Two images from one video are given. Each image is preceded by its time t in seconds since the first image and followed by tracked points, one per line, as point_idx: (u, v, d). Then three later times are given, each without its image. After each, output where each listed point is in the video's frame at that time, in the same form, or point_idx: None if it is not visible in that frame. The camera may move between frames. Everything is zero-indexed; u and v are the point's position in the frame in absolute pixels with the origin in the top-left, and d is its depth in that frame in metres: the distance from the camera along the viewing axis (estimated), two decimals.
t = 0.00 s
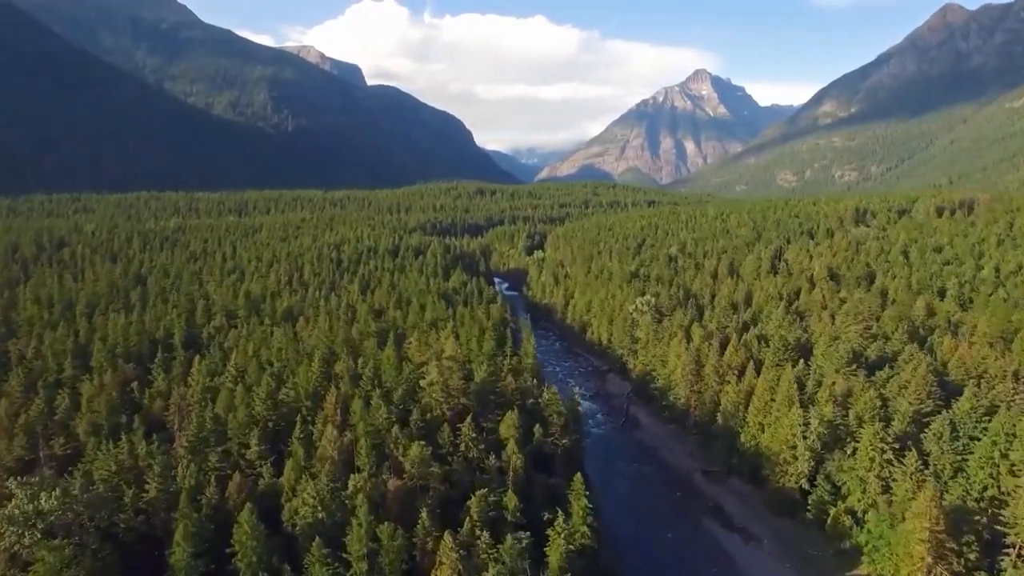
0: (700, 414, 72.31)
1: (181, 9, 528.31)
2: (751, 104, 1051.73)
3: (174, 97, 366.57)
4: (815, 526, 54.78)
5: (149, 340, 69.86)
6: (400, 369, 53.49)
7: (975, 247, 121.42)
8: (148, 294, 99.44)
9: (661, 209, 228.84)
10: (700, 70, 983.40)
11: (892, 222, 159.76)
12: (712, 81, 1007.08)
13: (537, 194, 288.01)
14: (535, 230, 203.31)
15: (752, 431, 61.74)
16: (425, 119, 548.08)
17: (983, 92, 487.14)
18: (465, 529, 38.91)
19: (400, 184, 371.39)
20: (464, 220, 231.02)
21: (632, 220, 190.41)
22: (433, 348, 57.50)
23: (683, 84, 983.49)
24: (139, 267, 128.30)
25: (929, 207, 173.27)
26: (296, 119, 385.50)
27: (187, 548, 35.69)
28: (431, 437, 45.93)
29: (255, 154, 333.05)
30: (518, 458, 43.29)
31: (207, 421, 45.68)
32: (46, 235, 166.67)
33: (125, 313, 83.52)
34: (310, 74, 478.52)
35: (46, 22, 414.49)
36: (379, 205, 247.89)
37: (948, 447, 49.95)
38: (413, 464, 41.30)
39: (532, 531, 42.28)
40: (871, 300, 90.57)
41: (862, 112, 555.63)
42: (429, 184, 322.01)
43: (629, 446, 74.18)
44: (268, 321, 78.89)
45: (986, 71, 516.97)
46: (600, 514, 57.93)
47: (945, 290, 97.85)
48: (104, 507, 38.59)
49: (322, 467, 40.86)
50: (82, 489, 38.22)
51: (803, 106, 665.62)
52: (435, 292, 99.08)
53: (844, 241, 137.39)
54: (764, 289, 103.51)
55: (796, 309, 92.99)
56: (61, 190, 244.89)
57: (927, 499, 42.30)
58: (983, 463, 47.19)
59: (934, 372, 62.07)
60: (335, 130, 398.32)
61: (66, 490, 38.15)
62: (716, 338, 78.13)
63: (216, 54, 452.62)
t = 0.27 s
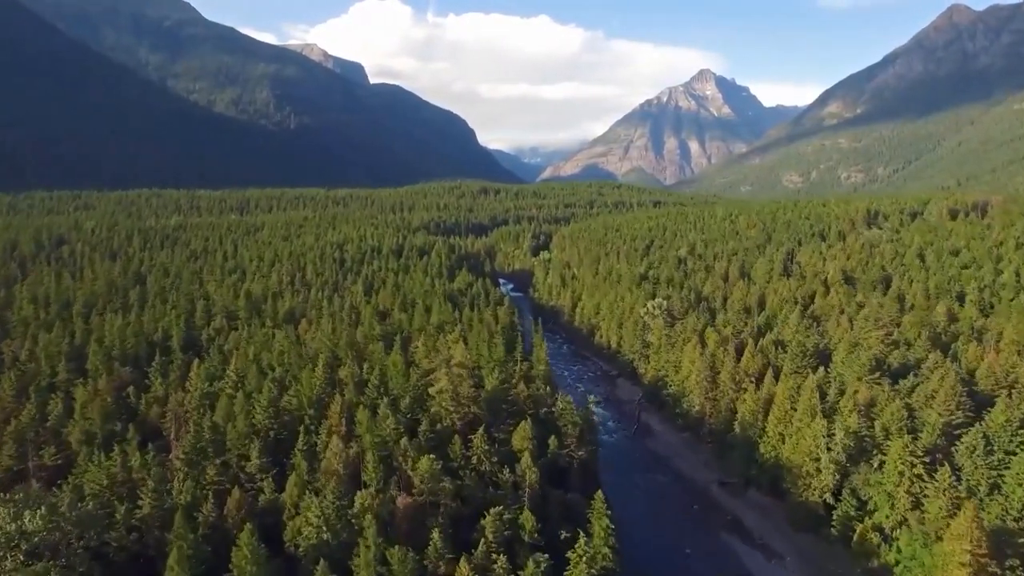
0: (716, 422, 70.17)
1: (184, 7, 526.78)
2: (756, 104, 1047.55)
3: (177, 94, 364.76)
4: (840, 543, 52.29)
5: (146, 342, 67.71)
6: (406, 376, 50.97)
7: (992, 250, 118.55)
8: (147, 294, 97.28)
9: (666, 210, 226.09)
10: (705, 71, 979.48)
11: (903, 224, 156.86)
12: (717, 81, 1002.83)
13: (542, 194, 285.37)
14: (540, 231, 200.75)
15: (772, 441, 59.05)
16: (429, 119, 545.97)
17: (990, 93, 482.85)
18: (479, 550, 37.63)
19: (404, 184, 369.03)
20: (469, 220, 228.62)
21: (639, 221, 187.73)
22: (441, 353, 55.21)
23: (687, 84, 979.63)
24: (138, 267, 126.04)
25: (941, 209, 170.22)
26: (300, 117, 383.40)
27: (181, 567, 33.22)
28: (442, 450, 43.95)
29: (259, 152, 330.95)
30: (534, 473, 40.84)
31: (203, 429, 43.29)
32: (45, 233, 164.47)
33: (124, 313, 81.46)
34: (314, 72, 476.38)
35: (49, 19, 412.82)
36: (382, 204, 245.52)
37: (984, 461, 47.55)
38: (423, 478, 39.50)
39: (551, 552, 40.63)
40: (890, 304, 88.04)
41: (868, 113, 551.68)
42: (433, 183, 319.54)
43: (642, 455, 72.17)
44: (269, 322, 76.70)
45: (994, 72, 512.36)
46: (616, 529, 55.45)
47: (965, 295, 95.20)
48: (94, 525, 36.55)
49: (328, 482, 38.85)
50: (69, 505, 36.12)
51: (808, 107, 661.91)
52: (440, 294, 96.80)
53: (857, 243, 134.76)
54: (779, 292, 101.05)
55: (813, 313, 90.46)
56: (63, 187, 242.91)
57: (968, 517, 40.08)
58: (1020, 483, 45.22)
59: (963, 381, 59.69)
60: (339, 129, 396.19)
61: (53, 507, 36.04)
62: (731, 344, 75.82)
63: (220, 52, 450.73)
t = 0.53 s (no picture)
0: (737, 434, 67.53)
1: (190, 4, 525.03)
2: (763, 104, 1041.46)
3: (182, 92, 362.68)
4: (871, 567, 49.54)
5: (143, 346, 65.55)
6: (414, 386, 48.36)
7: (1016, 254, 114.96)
8: (148, 295, 95.14)
9: (676, 210, 222.64)
10: (711, 71, 973.36)
11: (920, 228, 152.98)
12: (724, 81, 996.95)
13: (548, 194, 282.17)
14: (548, 231, 197.86)
15: (799, 455, 56.03)
16: (435, 118, 543.39)
17: (1003, 93, 476.65)
18: None
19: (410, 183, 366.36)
20: (475, 220, 225.71)
21: (648, 223, 184.36)
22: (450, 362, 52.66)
23: (694, 84, 973.98)
24: (138, 266, 123.69)
25: (958, 211, 166.28)
26: (306, 115, 380.91)
27: None
28: (452, 468, 42.00)
29: (264, 151, 328.51)
30: (551, 493, 39.43)
31: (198, 443, 41.44)
32: (45, 231, 161.97)
33: (122, 315, 79.40)
34: (319, 70, 474.08)
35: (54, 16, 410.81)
36: (388, 203, 242.84)
37: None
38: (433, 503, 37.87)
39: None
40: (915, 310, 84.87)
41: (877, 113, 545.92)
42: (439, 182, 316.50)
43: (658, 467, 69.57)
44: (271, 327, 74.48)
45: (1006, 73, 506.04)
46: (637, 548, 52.60)
47: (993, 301, 91.81)
48: (73, 556, 35.30)
49: (332, 514, 37.02)
50: (47, 534, 34.71)
51: (816, 108, 656.97)
52: (448, 297, 94.14)
53: (874, 246, 131.47)
54: (799, 297, 98.02)
55: (835, 320, 87.29)
56: (66, 185, 240.66)
57: None
58: None
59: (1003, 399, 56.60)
60: (345, 128, 393.65)
61: (30, 535, 34.46)
62: (752, 352, 72.96)
63: (225, 50, 448.85)
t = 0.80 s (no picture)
0: (756, 443, 64.91)
1: (201, 9, 526.69)
2: (775, 103, 1033.54)
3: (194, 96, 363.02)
4: None
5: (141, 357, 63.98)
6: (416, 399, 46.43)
7: None
8: (152, 301, 93.62)
9: (688, 210, 219.52)
10: (722, 69, 966.75)
11: (939, 226, 149.11)
12: (735, 80, 990.16)
13: (559, 194, 279.70)
14: (558, 232, 195.42)
15: (821, 466, 53.32)
16: (445, 119, 542.01)
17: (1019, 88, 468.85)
18: None
19: (420, 184, 364.83)
20: (485, 221, 223.70)
21: (661, 223, 181.39)
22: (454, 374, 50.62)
23: (704, 83, 967.91)
24: (145, 271, 122.46)
25: (978, 208, 162.07)
26: (316, 118, 380.10)
27: None
28: (455, 489, 40.33)
29: (276, 154, 327.94)
30: (560, 516, 38.07)
31: (184, 465, 40.89)
32: (54, 236, 161.41)
33: (124, 322, 77.93)
34: (330, 73, 473.73)
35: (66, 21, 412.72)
36: (397, 205, 241.32)
37: None
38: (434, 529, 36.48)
39: None
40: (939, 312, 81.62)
41: (890, 110, 539.07)
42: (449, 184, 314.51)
43: (673, 477, 67.11)
44: (275, 334, 72.67)
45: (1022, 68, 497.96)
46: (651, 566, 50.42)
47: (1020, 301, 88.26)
48: None
49: (323, 541, 35.41)
50: None
51: (829, 105, 650.36)
52: (456, 301, 92.06)
53: (893, 245, 127.94)
54: (817, 298, 94.97)
55: (855, 321, 84.16)
56: (76, 189, 240.24)
57: None
58: None
59: None
60: (355, 130, 392.59)
61: None
62: (770, 357, 70.24)
63: (236, 54, 449.54)
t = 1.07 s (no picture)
0: (769, 452, 62.77)
1: (208, 12, 527.96)
2: (784, 102, 1027.49)
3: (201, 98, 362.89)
4: None
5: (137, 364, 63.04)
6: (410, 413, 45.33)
7: None
8: (154, 306, 92.60)
9: (695, 210, 216.89)
10: (730, 68, 961.85)
11: (953, 224, 146.03)
12: (742, 79, 985.01)
13: (566, 195, 277.58)
14: (566, 233, 193.42)
15: (835, 475, 51.42)
16: (453, 120, 540.77)
17: None
18: None
19: (427, 186, 363.42)
20: (492, 222, 221.99)
21: (669, 223, 179.05)
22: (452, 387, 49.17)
23: (712, 82, 963.29)
24: (149, 275, 121.51)
25: (993, 206, 158.68)
26: (323, 120, 379.31)
27: None
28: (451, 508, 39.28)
29: (284, 156, 327.28)
30: (563, 536, 37.31)
31: (171, 481, 41.08)
32: (60, 240, 160.87)
33: (125, 327, 77.00)
34: (337, 75, 473.17)
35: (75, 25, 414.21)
36: (404, 206, 240.05)
37: None
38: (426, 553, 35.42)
39: None
40: (955, 313, 79.04)
41: (899, 107, 533.85)
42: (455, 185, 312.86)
43: (682, 486, 65.24)
44: (274, 341, 71.39)
45: None
46: None
47: None
48: None
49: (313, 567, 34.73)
50: None
51: (838, 103, 645.35)
52: (460, 304, 90.46)
53: (906, 245, 125.11)
54: (828, 300, 92.60)
55: (868, 323, 81.72)
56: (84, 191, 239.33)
57: None
58: None
59: None
60: (362, 131, 391.59)
61: None
62: (782, 361, 68.08)
63: (243, 56, 449.88)
